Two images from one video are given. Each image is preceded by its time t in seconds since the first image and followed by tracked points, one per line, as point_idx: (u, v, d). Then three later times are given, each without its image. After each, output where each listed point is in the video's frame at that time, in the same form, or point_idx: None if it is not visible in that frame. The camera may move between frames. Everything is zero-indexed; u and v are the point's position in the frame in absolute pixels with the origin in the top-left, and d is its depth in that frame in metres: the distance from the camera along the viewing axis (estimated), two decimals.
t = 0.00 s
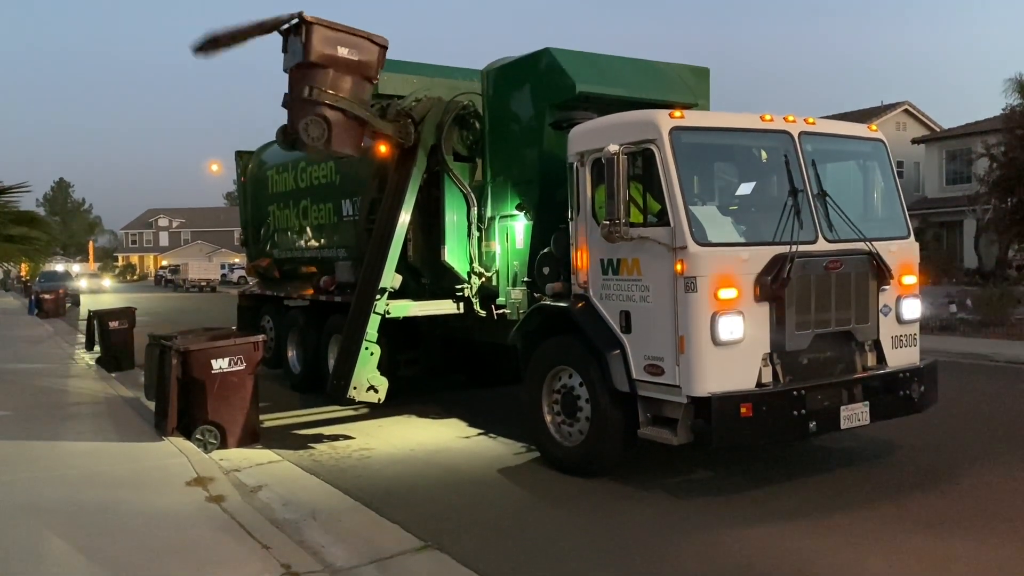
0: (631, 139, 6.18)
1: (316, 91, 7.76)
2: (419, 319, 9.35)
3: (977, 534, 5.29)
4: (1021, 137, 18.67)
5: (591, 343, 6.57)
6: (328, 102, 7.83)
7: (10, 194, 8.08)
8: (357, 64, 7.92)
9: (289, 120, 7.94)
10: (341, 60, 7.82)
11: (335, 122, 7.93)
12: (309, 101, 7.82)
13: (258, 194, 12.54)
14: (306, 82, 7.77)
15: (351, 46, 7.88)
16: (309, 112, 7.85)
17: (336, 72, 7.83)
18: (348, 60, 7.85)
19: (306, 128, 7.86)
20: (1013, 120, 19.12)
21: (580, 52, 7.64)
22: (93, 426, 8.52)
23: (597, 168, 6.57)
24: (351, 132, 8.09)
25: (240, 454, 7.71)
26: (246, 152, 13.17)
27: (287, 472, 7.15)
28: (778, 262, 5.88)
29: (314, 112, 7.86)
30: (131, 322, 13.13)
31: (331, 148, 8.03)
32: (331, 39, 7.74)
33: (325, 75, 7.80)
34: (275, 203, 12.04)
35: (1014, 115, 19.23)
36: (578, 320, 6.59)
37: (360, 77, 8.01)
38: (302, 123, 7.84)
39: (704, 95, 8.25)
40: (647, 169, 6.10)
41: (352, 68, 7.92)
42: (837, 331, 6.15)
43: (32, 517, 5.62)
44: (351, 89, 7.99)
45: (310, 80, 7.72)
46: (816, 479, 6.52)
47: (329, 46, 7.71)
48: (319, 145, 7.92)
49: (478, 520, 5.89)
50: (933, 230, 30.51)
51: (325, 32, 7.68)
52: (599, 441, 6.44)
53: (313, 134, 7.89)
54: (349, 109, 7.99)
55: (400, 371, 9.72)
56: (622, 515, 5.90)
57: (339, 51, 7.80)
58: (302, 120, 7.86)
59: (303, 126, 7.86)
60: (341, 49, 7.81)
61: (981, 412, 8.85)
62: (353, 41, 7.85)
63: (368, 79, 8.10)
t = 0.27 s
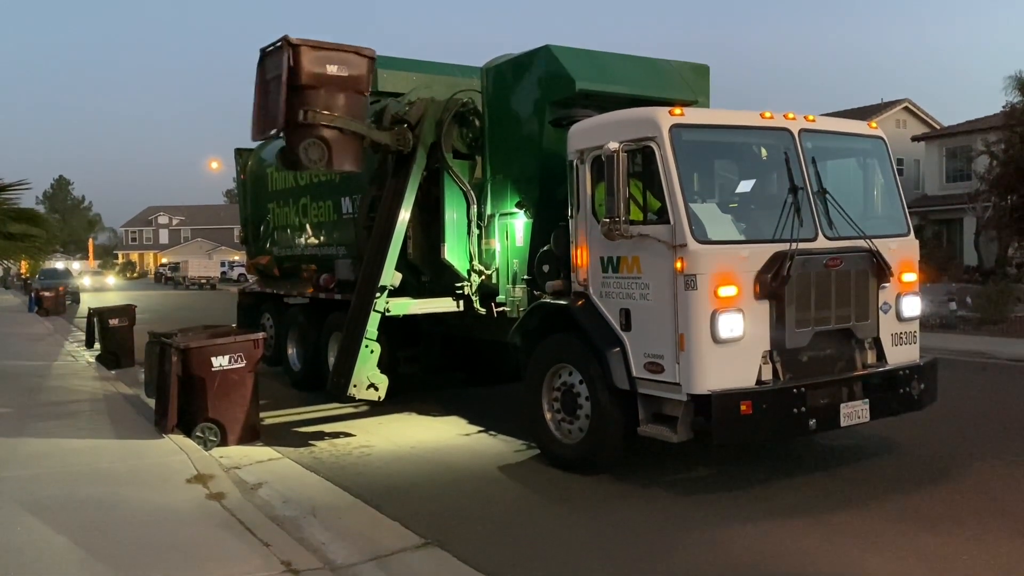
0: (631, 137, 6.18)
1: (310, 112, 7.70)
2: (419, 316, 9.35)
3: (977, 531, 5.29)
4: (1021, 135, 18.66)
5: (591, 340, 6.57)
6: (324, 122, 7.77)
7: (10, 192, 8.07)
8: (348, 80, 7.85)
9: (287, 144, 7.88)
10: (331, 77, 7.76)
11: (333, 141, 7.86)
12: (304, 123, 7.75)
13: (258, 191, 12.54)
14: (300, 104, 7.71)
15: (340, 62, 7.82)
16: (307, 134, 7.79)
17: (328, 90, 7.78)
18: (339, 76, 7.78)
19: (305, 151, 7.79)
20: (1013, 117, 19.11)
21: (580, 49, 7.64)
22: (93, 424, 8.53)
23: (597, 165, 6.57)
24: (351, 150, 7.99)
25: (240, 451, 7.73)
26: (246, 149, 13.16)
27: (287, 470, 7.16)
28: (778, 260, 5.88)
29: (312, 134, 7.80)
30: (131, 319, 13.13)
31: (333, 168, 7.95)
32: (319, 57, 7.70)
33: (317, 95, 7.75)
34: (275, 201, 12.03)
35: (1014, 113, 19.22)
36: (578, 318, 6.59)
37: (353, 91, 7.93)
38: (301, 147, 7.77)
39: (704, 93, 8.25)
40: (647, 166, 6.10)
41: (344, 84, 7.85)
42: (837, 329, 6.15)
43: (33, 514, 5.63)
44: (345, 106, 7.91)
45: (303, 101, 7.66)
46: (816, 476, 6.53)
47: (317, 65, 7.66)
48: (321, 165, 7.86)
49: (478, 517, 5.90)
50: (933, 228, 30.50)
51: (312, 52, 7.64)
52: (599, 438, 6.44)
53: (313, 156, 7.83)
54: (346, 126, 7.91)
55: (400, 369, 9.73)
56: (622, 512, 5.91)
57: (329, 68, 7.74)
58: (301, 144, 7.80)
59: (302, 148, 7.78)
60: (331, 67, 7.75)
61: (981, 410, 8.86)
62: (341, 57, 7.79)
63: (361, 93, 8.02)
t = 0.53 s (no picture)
0: (630, 135, 6.18)
1: (306, 147, 8.05)
2: (420, 314, 9.36)
3: (976, 529, 5.31)
4: (1020, 133, 18.65)
5: (591, 338, 6.57)
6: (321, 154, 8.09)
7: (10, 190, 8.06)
8: (336, 107, 8.14)
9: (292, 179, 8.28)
10: (319, 109, 8.08)
11: (334, 172, 8.20)
12: (303, 158, 8.11)
13: (257, 189, 12.54)
14: (295, 141, 8.06)
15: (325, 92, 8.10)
16: (308, 170, 8.16)
17: (318, 122, 8.10)
18: (327, 106, 8.09)
19: (309, 185, 8.20)
20: (1013, 115, 19.10)
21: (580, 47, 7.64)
22: (94, 422, 8.54)
23: (597, 163, 6.57)
24: (353, 176, 8.30)
25: (241, 449, 7.74)
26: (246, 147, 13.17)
27: (288, 468, 7.17)
28: (778, 258, 5.88)
29: (313, 168, 8.16)
30: (131, 317, 13.14)
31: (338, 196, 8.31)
32: (306, 92, 8.03)
33: (310, 129, 8.09)
34: (274, 198, 12.04)
35: (1014, 110, 19.21)
36: (578, 316, 6.60)
37: (342, 117, 8.20)
38: (304, 182, 8.17)
39: (704, 90, 8.25)
40: (646, 164, 6.11)
41: (334, 113, 8.15)
42: (837, 327, 6.16)
43: (34, 511, 5.65)
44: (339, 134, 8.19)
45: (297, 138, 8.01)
46: (815, 474, 6.54)
47: (304, 100, 8.00)
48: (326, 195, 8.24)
49: (479, 514, 5.92)
50: (933, 226, 30.50)
51: (295, 89, 7.97)
52: (599, 436, 6.45)
53: (317, 189, 8.22)
54: (344, 154, 8.21)
55: (401, 367, 9.74)
56: (622, 509, 5.92)
57: (315, 100, 8.05)
58: (303, 179, 8.19)
59: (306, 183, 8.20)
60: (318, 99, 8.06)
61: (981, 407, 8.86)
62: (325, 87, 8.07)
63: (353, 116, 8.28)
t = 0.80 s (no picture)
0: (631, 133, 6.17)
1: (301, 166, 8.19)
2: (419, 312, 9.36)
3: (975, 526, 5.31)
4: (1020, 130, 18.65)
5: (591, 336, 6.57)
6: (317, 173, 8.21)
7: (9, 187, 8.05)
8: (329, 124, 8.32)
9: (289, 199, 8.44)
10: (312, 127, 8.23)
11: (331, 189, 8.36)
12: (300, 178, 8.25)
13: (257, 187, 12.53)
14: (291, 161, 8.19)
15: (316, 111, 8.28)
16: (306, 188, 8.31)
17: (313, 141, 8.25)
18: (320, 124, 8.26)
19: (306, 204, 8.37)
20: (1013, 113, 19.09)
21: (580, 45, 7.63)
22: (93, 419, 8.54)
23: (597, 161, 6.56)
24: (349, 192, 8.47)
25: (241, 447, 7.74)
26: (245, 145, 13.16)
27: (288, 466, 7.17)
28: (778, 256, 5.88)
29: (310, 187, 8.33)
30: (131, 315, 13.13)
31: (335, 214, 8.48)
32: (299, 111, 8.16)
33: (304, 148, 8.22)
34: (273, 196, 12.03)
35: (1013, 108, 19.21)
36: (578, 314, 6.60)
37: (335, 134, 8.37)
38: (302, 200, 8.33)
39: (704, 88, 8.24)
40: (646, 162, 6.11)
41: (327, 130, 8.32)
42: (837, 324, 6.16)
43: (33, 509, 5.64)
44: (334, 151, 8.35)
45: (294, 158, 8.14)
46: (815, 472, 6.54)
47: (298, 120, 8.13)
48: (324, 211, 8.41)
49: (478, 512, 5.92)
50: (932, 223, 30.50)
51: (288, 108, 8.07)
52: (599, 433, 6.45)
53: (314, 208, 8.39)
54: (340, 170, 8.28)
55: (400, 365, 9.74)
56: (621, 507, 5.92)
57: (308, 118, 8.20)
58: (301, 198, 8.35)
59: (303, 203, 8.37)
60: (311, 118, 8.23)
61: (980, 405, 8.86)
62: (317, 106, 8.26)
63: (345, 133, 8.47)
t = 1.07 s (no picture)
0: (630, 131, 6.17)
1: (297, 187, 8.43)
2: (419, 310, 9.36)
3: (975, 524, 5.31)
4: (1020, 128, 18.65)
5: (590, 334, 6.57)
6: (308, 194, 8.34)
7: (9, 186, 8.06)
8: (322, 142, 8.86)
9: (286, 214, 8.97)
10: (306, 145, 8.79)
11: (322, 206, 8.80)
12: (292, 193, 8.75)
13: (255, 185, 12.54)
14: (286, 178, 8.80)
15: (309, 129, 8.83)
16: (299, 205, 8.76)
17: (305, 158, 8.81)
18: (312, 142, 8.81)
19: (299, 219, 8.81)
20: (1012, 110, 19.08)
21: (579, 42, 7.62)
22: (93, 417, 8.54)
23: (597, 159, 6.56)
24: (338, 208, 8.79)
25: (240, 445, 7.74)
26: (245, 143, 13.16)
27: (287, 463, 7.17)
28: (777, 253, 5.88)
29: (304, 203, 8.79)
30: (130, 313, 13.13)
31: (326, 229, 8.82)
32: (293, 130, 8.74)
33: (297, 165, 8.80)
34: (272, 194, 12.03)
35: (1013, 106, 19.21)
36: (577, 312, 6.60)
37: (328, 151, 8.89)
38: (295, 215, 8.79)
39: (703, 86, 8.23)
40: (646, 160, 6.11)
41: (320, 148, 8.87)
42: (837, 322, 6.16)
43: (32, 507, 5.64)
44: (326, 168, 8.84)
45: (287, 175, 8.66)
46: (814, 469, 6.55)
47: (292, 139, 8.73)
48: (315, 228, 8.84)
49: (478, 510, 5.92)
50: (931, 221, 30.52)
51: (282, 127, 8.65)
52: (598, 431, 6.46)
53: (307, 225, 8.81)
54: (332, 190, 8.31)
55: (400, 362, 9.74)
56: (621, 504, 5.93)
57: (302, 137, 8.77)
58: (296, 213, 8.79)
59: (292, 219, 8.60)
60: (304, 135, 8.78)
61: (980, 403, 8.86)
62: (311, 124, 8.80)
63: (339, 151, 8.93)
